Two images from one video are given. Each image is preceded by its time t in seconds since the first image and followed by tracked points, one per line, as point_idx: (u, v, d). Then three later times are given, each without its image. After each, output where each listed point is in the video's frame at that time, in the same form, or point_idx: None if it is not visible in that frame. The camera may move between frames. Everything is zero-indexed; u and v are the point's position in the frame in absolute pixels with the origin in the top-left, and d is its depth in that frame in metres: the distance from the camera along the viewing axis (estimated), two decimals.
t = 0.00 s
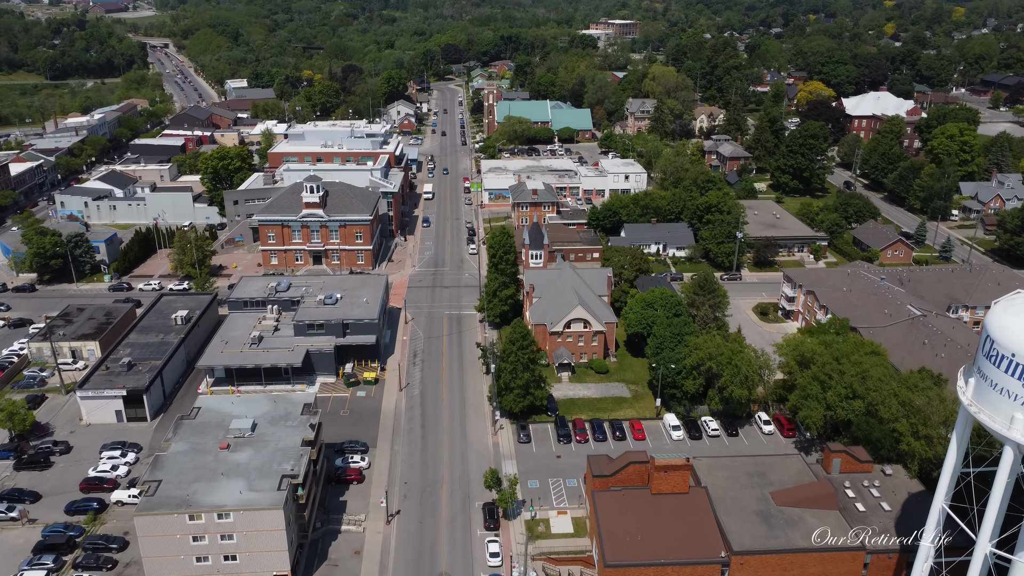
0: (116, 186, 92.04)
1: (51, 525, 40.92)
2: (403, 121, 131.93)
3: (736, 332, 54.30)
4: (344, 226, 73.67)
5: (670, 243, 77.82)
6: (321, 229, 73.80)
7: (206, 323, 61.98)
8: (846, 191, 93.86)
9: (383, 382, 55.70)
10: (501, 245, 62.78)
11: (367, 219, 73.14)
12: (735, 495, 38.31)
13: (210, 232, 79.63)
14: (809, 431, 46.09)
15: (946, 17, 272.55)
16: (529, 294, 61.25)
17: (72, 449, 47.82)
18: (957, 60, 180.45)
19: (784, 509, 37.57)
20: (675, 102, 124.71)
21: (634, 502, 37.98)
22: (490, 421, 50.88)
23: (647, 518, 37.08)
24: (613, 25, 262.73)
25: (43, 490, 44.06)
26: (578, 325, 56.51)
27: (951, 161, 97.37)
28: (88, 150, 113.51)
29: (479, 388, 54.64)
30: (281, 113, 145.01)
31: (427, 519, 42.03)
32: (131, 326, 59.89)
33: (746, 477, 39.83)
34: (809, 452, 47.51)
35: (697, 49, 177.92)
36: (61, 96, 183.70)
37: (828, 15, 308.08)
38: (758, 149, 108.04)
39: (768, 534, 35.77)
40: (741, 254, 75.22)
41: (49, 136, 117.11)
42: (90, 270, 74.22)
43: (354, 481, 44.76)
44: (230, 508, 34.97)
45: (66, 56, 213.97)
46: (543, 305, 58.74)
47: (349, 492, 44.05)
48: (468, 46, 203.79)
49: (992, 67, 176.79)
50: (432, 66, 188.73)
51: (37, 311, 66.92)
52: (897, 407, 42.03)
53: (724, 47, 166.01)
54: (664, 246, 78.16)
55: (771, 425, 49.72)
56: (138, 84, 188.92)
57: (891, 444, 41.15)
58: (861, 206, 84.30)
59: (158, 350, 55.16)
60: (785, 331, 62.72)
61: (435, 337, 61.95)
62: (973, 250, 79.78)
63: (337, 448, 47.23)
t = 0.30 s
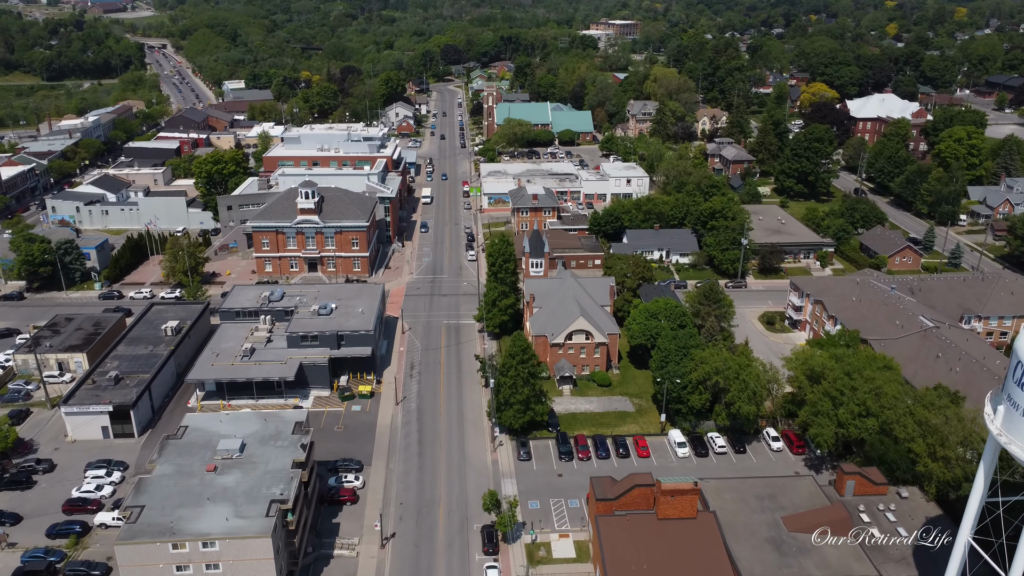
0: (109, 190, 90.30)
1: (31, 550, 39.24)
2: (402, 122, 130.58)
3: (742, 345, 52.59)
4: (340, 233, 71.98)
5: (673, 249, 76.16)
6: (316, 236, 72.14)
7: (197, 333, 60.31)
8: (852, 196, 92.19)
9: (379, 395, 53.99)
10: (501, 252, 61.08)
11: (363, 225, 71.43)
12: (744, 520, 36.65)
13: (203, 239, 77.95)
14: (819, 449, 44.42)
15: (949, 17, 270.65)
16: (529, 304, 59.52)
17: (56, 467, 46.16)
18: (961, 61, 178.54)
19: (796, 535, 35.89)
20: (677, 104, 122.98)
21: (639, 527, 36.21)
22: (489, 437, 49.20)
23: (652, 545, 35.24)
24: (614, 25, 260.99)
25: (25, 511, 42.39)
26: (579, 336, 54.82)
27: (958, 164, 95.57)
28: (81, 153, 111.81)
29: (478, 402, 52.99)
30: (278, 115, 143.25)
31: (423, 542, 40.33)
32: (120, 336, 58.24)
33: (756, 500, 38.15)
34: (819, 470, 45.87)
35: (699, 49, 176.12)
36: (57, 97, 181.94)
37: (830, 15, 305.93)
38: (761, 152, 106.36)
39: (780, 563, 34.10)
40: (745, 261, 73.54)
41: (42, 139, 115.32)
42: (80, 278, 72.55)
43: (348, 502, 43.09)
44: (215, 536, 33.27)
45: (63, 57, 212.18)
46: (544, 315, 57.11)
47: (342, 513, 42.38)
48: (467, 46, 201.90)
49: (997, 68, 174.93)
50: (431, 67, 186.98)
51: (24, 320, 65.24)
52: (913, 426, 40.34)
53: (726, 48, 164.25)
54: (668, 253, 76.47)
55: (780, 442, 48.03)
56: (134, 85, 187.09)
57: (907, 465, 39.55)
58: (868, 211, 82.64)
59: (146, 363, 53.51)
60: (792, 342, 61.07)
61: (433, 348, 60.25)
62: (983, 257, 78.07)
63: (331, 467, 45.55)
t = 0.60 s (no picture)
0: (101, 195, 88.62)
1: None
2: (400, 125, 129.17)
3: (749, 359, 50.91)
4: (335, 240, 70.31)
5: (677, 256, 74.41)
6: (311, 243, 70.47)
7: (188, 345, 58.59)
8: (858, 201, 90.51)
9: (375, 410, 52.29)
10: (501, 261, 59.44)
11: (359, 232, 69.79)
12: (755, 548, 34.93)
13: (196, 245, 76.28)
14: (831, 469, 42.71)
15: (952, 18, 268.96)
16: (529, 315, 57.81)
17: (38, 487, 44.46)
18: (965, 62, 176.67)
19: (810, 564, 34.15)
20: (680, 106, 121.22)
21: (645, 555, 34.44)
22: (488, 455, 47.48)
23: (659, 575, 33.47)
24: (614, 26, 259.24)
25: (5, 534, 40.73)
26: (581, 349, 53.14)
27: (967, 168, 93.87)
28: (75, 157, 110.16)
29: (477, 418, 51.27)
30: (275, 117, 141.47)
31: (419, 568, 38.58)
32: (108, 348, 56.53)
33: (768, 526, 36.40)
34: (831, 490, 44.12)
35: (701, 50, 174.40)
36: (53, 99, 180.16)
37: (832, 15, 304.14)
38: (765, 156, 104.69)
39: None
40: (751, 269, 71.76)
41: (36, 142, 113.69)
42: (70, 286, 70.89)
43: (341, 524, 41.35)
44: (199, 568, 31.54)
45: (60, 58, 210.39)
46: (544, 326, 55.43)
47: (334, 536, 40.62)
48: (467, 47, 200.13)
49: (1002, 69, 173.20)
50: (431, 68, 185.31)
51: (11, 329, 63.55)
52: (931, 447, 38.62)
53: (728, 49, 162.58)
54: (671, 260, 74.73)
55: (790, 460, 46.32)
56: (131, 87, 185.39)
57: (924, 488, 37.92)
58: (875, 216, 80.97)
59: (134, 377, 51.80)
60: (800, 353, 59.32)
61: (430, 360, 58.55)
62: (993, 264, 76.43)
63: (324, 487, 43.80)
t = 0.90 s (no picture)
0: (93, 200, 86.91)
1: None
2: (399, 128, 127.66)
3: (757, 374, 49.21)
4: (331, 247, 68.57)
5: (680, 263, 72.80)
6: (306, 250, 68.74)
7: (178, 357, 56.85)
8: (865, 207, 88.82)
9: (370, 426, 50.56)
10: (501, 270, 57.63)
11: (355, 239, 68.06)
12: None
13: (188, 253, 74.62)
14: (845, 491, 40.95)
15: (955, 19, 267.08)
16: (530, 326, 56.08)
17: (20, 508, 42.74)
18: (970, 64, 174.91)
19: None
20: (683, 108, 119.42)
21: None
22: (487, 474, 45.75)
23: None
24: (616, 27, 257.31)
25: None
26: (584, 362, 51.42)
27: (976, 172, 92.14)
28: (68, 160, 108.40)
29: (475, 434, 49.53)
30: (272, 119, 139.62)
31: None
32: (95, 361, 54.77)
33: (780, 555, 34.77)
34: (843, 512, 42.37)
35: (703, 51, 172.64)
36: (49, 100, 178.33)
37: (834, 16, 302.11)
38: (770, 159, 103.00)
39: None
40: (757, 276, 70.15)
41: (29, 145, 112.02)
42: (60, 294, 69.25)
43: (333, 549, 39.60)
44: None
45: (56, 59, 208.42)
46: (545, 339, 53.73)
47: (326, 562, 38.83)
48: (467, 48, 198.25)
49: (1007, 71, 171.36)
50: (431, 69, 183.53)
51: None
52: (951, 471, 36.90)
53: (730, 50, 160.76)
54: (675, 267, 73.10)
55: (801, 480, 44.58)
56: (128, 89, 183.60)
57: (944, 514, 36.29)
58: (883, 222, 79.34)
59: (121, 392, 50.07)
60: (809, 365, 57.62)
61: (427, 373, 56.79)
62: (1005, 272, 74.74)
63: (316, 509, 42.03)
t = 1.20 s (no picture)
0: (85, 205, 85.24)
1: None
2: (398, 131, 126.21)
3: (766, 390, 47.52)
4: (326, 255, 66.81)
5: (685, 271, 71.08)
6: (301, 258, 66.99)
7: (167, 370, 55.11)
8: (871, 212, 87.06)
9: (365, 442, 48.83)
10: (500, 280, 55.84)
11: (351, 247, 66.32)
12: None
13: (180, 260, 72.94)
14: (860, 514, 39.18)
15: (958, 19, 264.84)
16: (530, 337, 54.33)
17: None
18: (975, 65, 172.93)
19: None
20: (685, 111, 117.59)
21: None
22: (486, 494, 44.01)
23: None
24: (617, 28, 255.30)
25: None
26: (586, 376, 49.67)
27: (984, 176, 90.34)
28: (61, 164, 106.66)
29: (474, 452, 47.80)
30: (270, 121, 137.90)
31: None
32: (82, 374, 53.03)
33: None
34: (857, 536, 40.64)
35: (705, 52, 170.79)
36: (45, 102, 176.80)
37: (836, 16, 299.93)
38: (774, 163, 101.23)
39: None
40: (763, 285, 68.43)
41: (22, 148, 110.36)
42: (48, 303, 67.59)
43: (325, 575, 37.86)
44: None
45: (53, 60, 206.69)
46: (546, 352, 51.99)
47: None
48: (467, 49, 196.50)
49: (1012, 72, 169.41)
50: (430, 70, 181.75)
51: None
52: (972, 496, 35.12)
53: (733, 51, 158.94)
54: (679, 275, 71.39)
55: (812, 501, 42.82)
56: (125, 90, 181.93)
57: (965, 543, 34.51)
58: (891, 228, 77.55)
59: (108, 407, 48.33)
60: (818, 378, 55.87)
61: (424, 386, 55.07)
62: (1016, 279, 72.95)
63: (307, 533, 40.29)
